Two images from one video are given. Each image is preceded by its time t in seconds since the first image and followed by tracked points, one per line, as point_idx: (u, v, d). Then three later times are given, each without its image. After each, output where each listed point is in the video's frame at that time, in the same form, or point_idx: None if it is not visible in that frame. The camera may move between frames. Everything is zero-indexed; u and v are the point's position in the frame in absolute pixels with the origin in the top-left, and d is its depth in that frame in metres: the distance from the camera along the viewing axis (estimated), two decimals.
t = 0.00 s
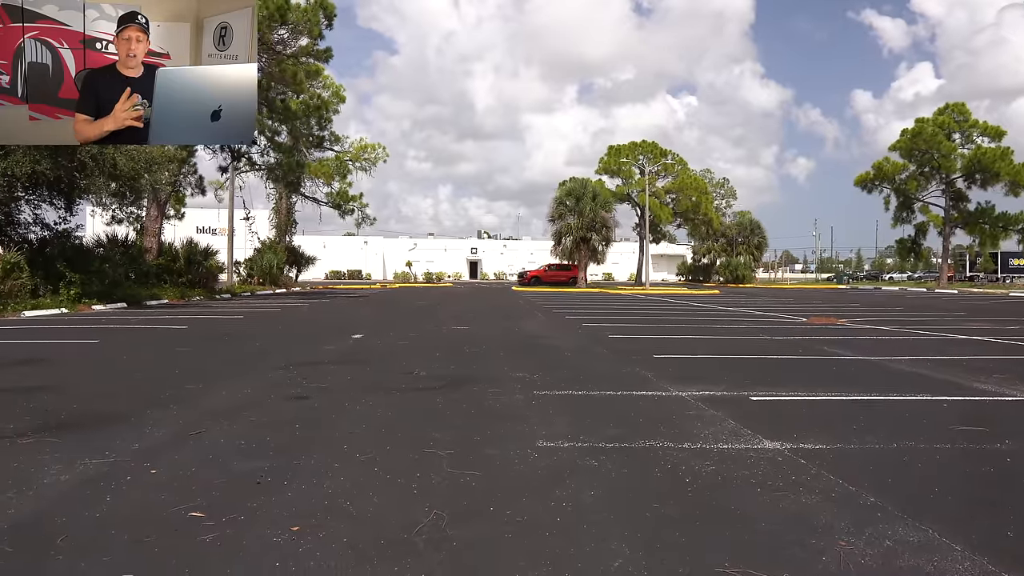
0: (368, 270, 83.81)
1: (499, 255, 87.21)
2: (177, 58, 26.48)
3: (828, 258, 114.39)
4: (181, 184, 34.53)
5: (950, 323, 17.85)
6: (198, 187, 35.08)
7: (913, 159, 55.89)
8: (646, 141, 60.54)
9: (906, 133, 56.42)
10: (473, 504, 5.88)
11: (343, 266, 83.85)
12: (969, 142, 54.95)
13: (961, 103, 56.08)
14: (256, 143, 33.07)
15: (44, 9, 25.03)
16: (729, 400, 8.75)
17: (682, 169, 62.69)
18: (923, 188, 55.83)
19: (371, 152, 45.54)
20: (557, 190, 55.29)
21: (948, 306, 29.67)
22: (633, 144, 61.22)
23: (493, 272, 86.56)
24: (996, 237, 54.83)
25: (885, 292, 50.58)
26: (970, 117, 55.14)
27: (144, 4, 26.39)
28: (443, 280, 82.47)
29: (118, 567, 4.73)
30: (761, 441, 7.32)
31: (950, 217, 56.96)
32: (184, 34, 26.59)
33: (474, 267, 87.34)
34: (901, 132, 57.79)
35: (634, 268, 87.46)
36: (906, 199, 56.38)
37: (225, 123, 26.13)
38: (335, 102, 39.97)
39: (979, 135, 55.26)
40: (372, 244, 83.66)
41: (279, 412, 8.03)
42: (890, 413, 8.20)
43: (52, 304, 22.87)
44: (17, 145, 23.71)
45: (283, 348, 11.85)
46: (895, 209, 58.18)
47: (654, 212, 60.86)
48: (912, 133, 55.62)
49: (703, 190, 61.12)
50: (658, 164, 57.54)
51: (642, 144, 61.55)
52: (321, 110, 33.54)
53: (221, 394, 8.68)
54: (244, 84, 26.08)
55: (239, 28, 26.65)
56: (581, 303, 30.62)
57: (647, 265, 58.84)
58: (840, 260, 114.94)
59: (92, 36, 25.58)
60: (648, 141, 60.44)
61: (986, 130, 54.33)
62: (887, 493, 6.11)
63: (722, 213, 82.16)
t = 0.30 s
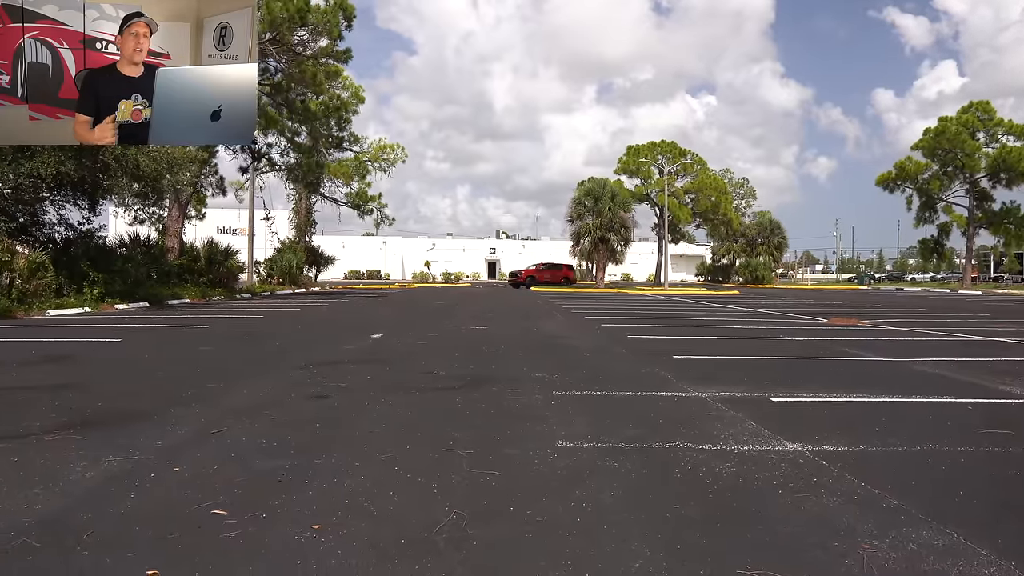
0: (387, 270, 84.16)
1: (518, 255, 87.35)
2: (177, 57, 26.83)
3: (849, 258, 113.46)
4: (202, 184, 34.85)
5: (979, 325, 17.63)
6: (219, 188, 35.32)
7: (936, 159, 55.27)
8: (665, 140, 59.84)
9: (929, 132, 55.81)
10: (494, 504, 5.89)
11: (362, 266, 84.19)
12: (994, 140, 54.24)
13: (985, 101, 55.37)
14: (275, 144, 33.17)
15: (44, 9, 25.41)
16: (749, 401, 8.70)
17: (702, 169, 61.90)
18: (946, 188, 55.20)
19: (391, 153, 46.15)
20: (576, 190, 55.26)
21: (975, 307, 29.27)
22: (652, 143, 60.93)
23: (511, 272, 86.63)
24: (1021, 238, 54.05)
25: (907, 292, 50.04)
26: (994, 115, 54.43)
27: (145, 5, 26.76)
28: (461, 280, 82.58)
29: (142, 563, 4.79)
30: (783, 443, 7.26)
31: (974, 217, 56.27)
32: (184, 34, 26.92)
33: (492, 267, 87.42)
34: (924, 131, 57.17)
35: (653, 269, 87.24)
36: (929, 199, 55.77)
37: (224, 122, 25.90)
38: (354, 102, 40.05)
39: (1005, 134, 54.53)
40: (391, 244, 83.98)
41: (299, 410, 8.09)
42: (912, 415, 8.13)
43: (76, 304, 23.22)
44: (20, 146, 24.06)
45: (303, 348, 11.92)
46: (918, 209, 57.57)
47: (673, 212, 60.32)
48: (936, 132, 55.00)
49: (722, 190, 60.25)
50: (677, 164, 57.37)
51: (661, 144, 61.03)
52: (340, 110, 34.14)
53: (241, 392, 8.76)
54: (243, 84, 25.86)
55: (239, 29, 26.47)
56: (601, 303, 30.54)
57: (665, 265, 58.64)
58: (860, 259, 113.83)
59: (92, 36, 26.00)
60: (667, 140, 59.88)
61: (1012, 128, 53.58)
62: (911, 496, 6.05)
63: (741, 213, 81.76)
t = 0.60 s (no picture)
0: (404, 270, 84.43)
1: (534, 255, 87.32)
2: (178, 57, 26.18)
3: (868, 258, 112.64)
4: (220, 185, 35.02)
5: (1005, 327, 17.43)
6: (238, 188, 35.49)
7: (958, 158, 54.75)
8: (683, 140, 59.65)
9: (950, 131, 55.27)
10: (512, 504, 5.89)
11: (379, 266, 84.47)
12: (1017, 139, 53.60)
13: (1008, 100, 54.72)
14: (292, 145, 33.34)
15: (44, 9, 24.75)
16: (767, 401, 8.65)
17: (718, 169, 62.26)
18: (968, 188, 54.65)
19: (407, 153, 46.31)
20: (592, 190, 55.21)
21: (1000, 308, 28.94)
22: (669, 143, 60.92)
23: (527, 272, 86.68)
24: None
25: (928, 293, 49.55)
26: (1017, 114, 53.78)
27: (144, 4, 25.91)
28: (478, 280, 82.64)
29: (162, 561, 4.82)
30: (802, 444, 7.22)
31: (996, 217, 55.65)
32: (184, 34, 26.12)
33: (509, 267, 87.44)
34: (945, 129, 56.61)
35: (670, 269, 86.98)
36: (949, 199, 55.25)
37: (225, 122, 25.42)
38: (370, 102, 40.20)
39: None
40: (407, 244, 84.24)
41: (317, 410, 8.12)
42: (933, 417, 8.06)
43: (97, 302, 23.48)
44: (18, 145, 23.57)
45: (320, 347, 11.99)
46: (938, 209, 57.01)
47: (691, 212, 60.61)
48: (957, 131, 54.48)
49: (740, 190, 60.74)
50: (694, 164, 57.28)
51: (678, 144, 61.32)
52: (358, 110, 34.56)
53: (260, 391, 8.82)
54: (245, 83, 25.40)
55: (239, 29, 25.51)
56: (618, 303, 30.46)
57: (681, 264, 58.46)
58: (880, 260, 112.86)
59: (92, 36, 25.26)
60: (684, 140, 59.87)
61: None
62: (933, 499, 5.99)
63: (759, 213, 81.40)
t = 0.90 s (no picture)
0: (419, 270, 84.66)
1: (549, 256, 87.34)
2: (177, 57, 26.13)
3: (885, 258, 111.91)
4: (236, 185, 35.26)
5: None
6: (253, 189, 35.74)
7: (976, 157, 54.32)
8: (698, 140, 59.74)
9: (969, 130, 54.80)
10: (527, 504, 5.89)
11: (394, 266, 84.72)
12: None
13: None
14: (308, 145, 33.59)
15: (44, 9, 24.86)
16: (782, 402, 8.62)
17: (735, 169, 61.90)
18: (987, 187, 54.17)
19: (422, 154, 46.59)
20: (607, 190, 55.12)
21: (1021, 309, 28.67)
22: (684, 143, 60.74)
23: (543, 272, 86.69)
24: None
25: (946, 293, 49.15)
26: None
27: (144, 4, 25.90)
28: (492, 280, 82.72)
29: (180, 558, 4.85)
30: (819, 445, 7.19)
31: (1016, 217, 55.08)
32: (184, 34, 26.15)
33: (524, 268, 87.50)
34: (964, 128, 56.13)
35: (685, 270, 86.72)
36: (968, 198, 54.76)
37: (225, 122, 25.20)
38: (386, 103, 40.39)
39: None
40: (422, 244, 84.43)
41: (333, 409, 8.17)
42: (950, 418, 7.99)
43: (115, 301, 23.80)
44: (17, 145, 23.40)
45: (336, 347, 12.06)
46: (957, 209, 56.54)
47: (705, 212, 60.55)
48: (976, 129, 54.02)
49: (756, 190, 60.44)
50: (710, 164, 57.10)
51: (693, 144, 60.93)
52: (373, 111, 34.26)
53: (277, 390, 8.88)
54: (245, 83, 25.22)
55: (239, 28, 25.41)
56: (634, 303, 30.39)
57: (697, 265, 58.16)
58: (897, 260, 112.06)
59: (92, 36, 25.34)
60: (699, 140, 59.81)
61: None
62: (952, 501, 5.93)
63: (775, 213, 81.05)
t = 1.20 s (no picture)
0: (434, 270, 84.83)
1: (564, 255, 87.35)
2: (177, 58, 25.07)
3: (903, 258, 111.01)
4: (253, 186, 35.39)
5: None
6: (270, 189, 35.95)
7: (997, 156, 53.75)
8: (715, 140, 59.47)
9: (989, 129, 54.24)
10: (542, 504, 5.89)
11: (409, 266, 84.96)
12: None
13: None
14: (324, 145, 33.86)
15: (44, 9, 23.92)
16: (800, 404, 8.56)
17: (751, 169, 61.58)
18: (1007, 187, 53.54)
19: (437, 154, 46.73)
20: (623, 190, 55.11)
21: None
22: (700, 143, 60.42)
23: (558, 272, 86.66)
24: None
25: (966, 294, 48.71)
26: None
27: (144, 4, 24.88)
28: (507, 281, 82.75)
29: (199, 556, 4.89)
30: (836, 447, 7.14)
31: None
32: (184, 35, 25.13)
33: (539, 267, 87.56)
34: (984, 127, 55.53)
35: (700, 270, 86.42)
36: (988, 198, 54.17)
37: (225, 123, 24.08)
38: (401, 103, 40.52)
39: None
40: (437, 244, 84.59)
41: (349, 408, 8.22)
42: (970, 420, 7.92)
43: (134, 301, 24.02)
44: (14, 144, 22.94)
45: (352, 346, 12.11)
46: (976, 208, 55.93)
47: (722, 212, 60.23)
48: (996, 128, 53.45)
49: (772, 189, 60.16)
50: (726, 164, 56.87)
51: (709, 144, 60.48)
52: (388, 112, 34.53)
53: (293, 389, 8.93)
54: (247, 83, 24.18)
55: (240, 29, 24.76)
56: (651, 304, 30.32)
57: (713, 266, 57.93)
58: (916, 260, 111.19)
59: (92, 36, 24.23)
60: (716, 140, 59.48)
61: None
62: (972, 504, 5.87)
63: (792, 212, 80.65)
